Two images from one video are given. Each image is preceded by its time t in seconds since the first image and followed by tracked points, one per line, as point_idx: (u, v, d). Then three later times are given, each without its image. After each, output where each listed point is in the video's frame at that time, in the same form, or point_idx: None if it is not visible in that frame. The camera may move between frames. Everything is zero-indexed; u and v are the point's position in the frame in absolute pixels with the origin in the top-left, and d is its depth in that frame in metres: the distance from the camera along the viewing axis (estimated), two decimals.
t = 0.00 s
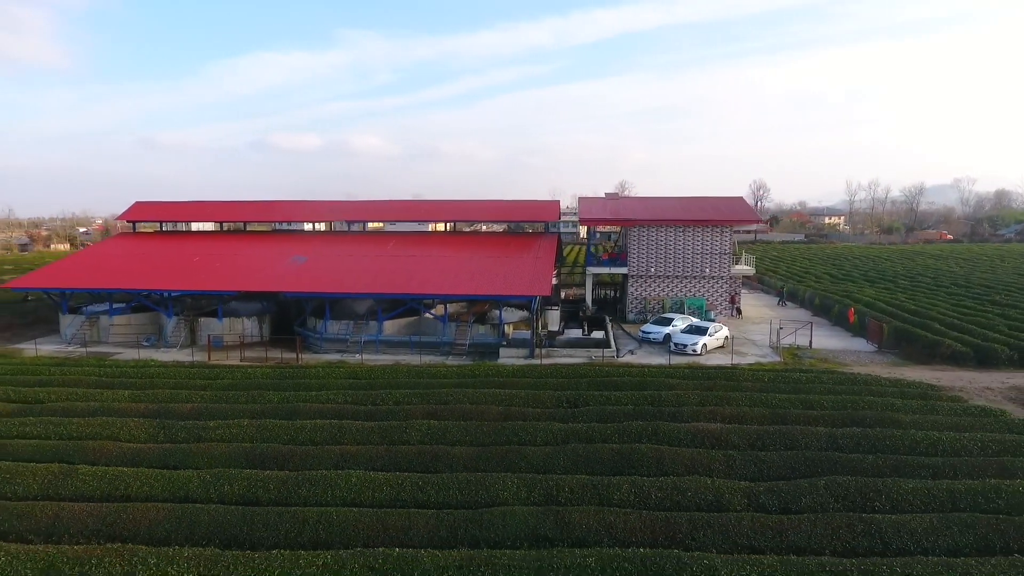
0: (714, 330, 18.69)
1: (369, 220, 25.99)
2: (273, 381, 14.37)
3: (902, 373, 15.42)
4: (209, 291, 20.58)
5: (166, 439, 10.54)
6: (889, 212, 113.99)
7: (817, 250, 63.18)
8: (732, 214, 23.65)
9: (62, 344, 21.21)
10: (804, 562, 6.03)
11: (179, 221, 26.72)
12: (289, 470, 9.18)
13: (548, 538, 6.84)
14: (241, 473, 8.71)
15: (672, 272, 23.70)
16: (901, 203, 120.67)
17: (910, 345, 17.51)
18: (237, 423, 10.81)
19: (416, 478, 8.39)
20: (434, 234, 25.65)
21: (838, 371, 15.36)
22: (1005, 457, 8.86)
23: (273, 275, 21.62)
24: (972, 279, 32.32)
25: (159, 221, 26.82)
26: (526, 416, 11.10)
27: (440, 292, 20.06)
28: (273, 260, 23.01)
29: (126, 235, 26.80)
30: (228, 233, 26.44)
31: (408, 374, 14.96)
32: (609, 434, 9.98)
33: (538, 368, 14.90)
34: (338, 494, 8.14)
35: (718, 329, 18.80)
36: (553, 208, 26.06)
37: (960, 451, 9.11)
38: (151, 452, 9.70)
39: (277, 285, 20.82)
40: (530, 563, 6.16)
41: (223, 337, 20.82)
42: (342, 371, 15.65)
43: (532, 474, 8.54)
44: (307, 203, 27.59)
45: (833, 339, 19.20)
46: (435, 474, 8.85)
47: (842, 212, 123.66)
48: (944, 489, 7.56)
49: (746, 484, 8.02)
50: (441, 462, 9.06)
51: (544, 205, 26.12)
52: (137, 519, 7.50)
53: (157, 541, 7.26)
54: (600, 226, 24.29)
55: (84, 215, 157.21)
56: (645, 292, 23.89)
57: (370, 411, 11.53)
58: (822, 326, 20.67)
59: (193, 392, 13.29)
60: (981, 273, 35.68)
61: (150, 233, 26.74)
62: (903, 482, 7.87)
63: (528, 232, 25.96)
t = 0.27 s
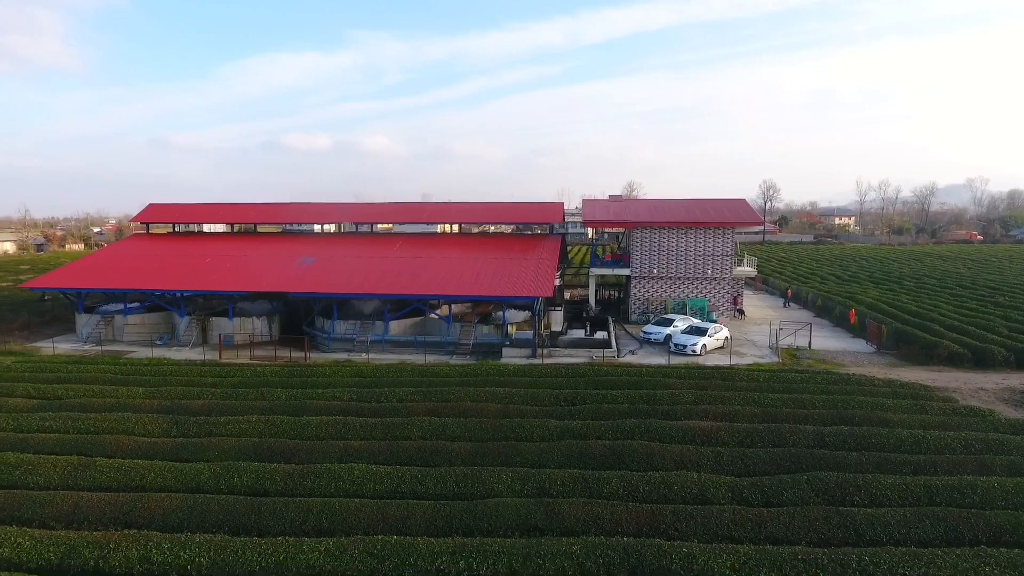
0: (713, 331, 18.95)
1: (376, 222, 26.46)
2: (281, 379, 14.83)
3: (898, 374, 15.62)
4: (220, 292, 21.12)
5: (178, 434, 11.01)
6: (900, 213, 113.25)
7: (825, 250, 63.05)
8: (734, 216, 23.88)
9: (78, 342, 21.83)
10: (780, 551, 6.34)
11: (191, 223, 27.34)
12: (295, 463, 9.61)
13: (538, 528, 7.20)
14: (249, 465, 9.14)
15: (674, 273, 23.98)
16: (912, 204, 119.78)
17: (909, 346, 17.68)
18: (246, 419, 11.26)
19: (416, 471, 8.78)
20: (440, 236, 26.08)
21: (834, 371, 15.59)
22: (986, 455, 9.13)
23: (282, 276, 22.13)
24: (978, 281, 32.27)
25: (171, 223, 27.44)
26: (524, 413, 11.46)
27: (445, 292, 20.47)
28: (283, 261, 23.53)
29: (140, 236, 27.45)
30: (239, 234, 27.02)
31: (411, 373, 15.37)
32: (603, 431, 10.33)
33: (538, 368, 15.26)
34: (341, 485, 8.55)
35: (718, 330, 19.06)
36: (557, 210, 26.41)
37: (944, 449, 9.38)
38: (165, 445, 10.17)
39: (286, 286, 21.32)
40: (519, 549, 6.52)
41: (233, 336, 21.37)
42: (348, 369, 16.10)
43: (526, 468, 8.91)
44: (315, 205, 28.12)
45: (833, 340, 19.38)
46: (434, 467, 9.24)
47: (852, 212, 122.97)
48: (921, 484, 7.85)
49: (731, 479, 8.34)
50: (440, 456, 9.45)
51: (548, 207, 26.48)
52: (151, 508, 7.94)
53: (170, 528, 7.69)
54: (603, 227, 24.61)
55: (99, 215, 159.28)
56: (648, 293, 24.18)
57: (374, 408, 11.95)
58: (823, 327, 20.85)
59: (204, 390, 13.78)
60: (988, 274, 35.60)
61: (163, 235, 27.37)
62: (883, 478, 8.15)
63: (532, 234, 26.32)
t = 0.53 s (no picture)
0: (714, 331, 19.22)
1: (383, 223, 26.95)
2: (290, 377, 15.31)
3: (894, 375, 15.84)
4: (231, 292, 21.66)
5: (191, 428, 11.49)
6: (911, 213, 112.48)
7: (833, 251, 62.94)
8: (736, 218, 24.12)
9: (94, 341, 22.47)
10: (758, 540, 6.67)
11: (203, 225, 27.96)
12: (302, 456, 10.05)
13: (530, 518, 7.56)
14: (258, 458, 9.59)
15: (677, 274, 24.23)
16: (924, 204, 118.90)
17: (907, 347, 17.86)
18: (256, 415, 11.73)
19: (416, 465, 9.19)
20: (446, 237, 26.52)
21: (830, 372, 15.84)
22: (968, 453, 9.40)
23: (291, 277, 22.64)
24: (984, 282, 32.25)
25: (184, 224, 28.08)
26: (523, 411, 11.85)
27: (450, 293, 20.89)
28: (292, 262, 24.06)
29: (154, 237, 28.11)
30: (249, 236, 27.59)
31: (416, 371, 15.79)
32: (597, 427, 10.70)
33: (539, 368, 15.63)
34: (344, 478, 8.97)
35: (718, 331, 19.33)
36: (561, 212, 26.77)
37: (928, 448, 9.66)
38: (179, 439, 10.64)
39: (295, 287, 21.83)
40: (511, 536, 6.89)
41: (244, 335, 21.92)
42: (354, 368, 16.56)
43: (522, 462, 9.29)
44: (324, 207, 28.67)
45: (833, 341, 19.59)
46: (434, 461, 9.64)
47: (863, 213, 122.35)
48: (901, 480, 8.14)
49: (718, 474, 8.67)
50: (440, 451, 9.85)
51: (552, 209, 26.85)
52: (166, 497, 8.40)
53: (183, 516, 8.13)
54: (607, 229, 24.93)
55: (112, 216, 161.11)
56: (651, 294, 24.48)
57: (378, 405, 12.38)
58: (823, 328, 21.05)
59: (216, 387, 14.28)
60: (994, 275, 35.53)
61: (176, 236, 28.01)
62: (865, 474, 8.45)
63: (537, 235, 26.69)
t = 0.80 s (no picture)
0: (713, 332, 19.50)
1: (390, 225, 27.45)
2: (297, 375, 15.78)
3: (889, 376, 16.05)
4: (241, 292, 22.19)
5: (203, 423, 11.98)
6: (921, 214, 111.77)
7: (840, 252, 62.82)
8: (738, 220, 24.35)
9: (109, 339, 23.10)
10: (737, 531, 7.01)
11: (215, 226, 28.59)
12: (307, 450, 10.49)
13: (522, 509, 7.95)
14: (265, 453, 10.03)
15: (679, 275, 24.50)
16: (934, 205, 118.10)
17: (904, 349, 18.05)
18: (264, 412, 12.21)
19: (416, 459, 9.58)
20: (451, 239, 26.96)
21: (826, 373, 16.08)
22: (951, 451, 9.68)
23: (300, 278, 23.15)
24: (989, 284, 32.22)
25: (196, 225, 28.70)
26: (521, 408, 12.23)
27: (453, 294, 21.30)
28: (301, 263, 24.58)
29: (167, 238, 28.77)
30: (259, 237, 28.17)
31: (419, 370, 16.21)
32: (592, 425, 11.06)
33: (540, 367, 16.00)
34: (347, 471, 9.39)
35: (717, 332, 19.62)
36: (565, 214, 27.13)
37: (912, 446, 9.95)
38: (191, 434, 11.13)
39: (303, 287, 22.33)
40: (503, 525, 7.28)
41: (254, 334, 22.47)
42: (360, 367, 17.01)
43: (518, 457, 9.68)
44: (332, 209, 29.21)
45: (832, 342, 19.81)
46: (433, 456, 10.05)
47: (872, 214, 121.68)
48: (881, 476, 8.45)
49: (705, 469, 9.02)
50: (440, 447, 10.26)
51: (556, 211, 27.21)
52: (179, 488, 8.86)
53: (195, 505, 8.59)
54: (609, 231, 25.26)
55: (125, 216, 163.34)
56: (653, 296, 24.78)
57: (381, 402, 12.82)
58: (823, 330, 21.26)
59: (226, 385, 14.77)
60: (1000, 277, 35.48)
61: (188, 237, 28.65)
62: (847, 470, 8.75)
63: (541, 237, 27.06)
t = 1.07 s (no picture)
0: (711, 333, 19.82)
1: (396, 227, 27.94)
2: (304, 374, 16.27)
3: (883, 376, 16.33)
4: (250, 293, 22.70)
5: (213, 419, 12.45)
6: (930, 215, 111.23)
7: (847, 253, 62.82)
8: (738, 223, 24.61)
9: (122, 338, 23.70)
10: (718, 522, 7.36)
11: (225, 228, 29.17)
12: (312, 444, 10.94)
13: (515, 501, 8.34)
14: (272, 447, 10.47)
15: (680, 277, 24.81)
16: (944, 205, 117.48)
17: (900, 350, 18.29)
18: (272, 409, 12.67)
19: (416, 454, 9.99)
20: (455, 240, 27.39)
21: (820, 373, 16.38)
22: (933, 449, 9.98)
23: (307, 279, 23.63)
24: (992, 286, 32.27)
25: (206, 227, 29.30)
26: (519, 406, 12.63)
27: (457, 295, 21.70)
28: (308, 264, 25.10)
29: (178, 239, 29.39)
30: (268, 238, 28.73)
31: (423, 370, 16.63)
32: (586, 422, 11.44)
33: (539, 367, 16.40)
34: (349, 464, 9.81)
35: (716, 333, 19.94)
36: (567, 215, 27.50)
37: (896, 443, 10.26)
38: (201, 429, 11.59)
39: (310, 288, 22.80)
40: (496, 515, 7.68)
41: (262, 334, 23.00)
42: (365, 366, 17.47)
43: (513, 452, 10.07)
44: (339, 211, 29.73)
45: (829, 343, 20.06)
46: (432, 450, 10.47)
47: (881, 214, 121.16)
48: (861, 472, 8.77)
49: (692, 464, 9.37)
50: (438, 442, 10.67)
51: (559, 213, 27.59)
52: (190, 479, 9.32)
53: (205, 496, 9.04)
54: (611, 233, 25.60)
55: (137, 216, 165.25)
56: (654, 297, 25.09)
57: (384, 400, 13.26)
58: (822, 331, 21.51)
59: (235, 383, 15.26)
60: (1004, 278, 35.50)
61: (199, 239, 29.25)
62: (829, 466, 9.08)
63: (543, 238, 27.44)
